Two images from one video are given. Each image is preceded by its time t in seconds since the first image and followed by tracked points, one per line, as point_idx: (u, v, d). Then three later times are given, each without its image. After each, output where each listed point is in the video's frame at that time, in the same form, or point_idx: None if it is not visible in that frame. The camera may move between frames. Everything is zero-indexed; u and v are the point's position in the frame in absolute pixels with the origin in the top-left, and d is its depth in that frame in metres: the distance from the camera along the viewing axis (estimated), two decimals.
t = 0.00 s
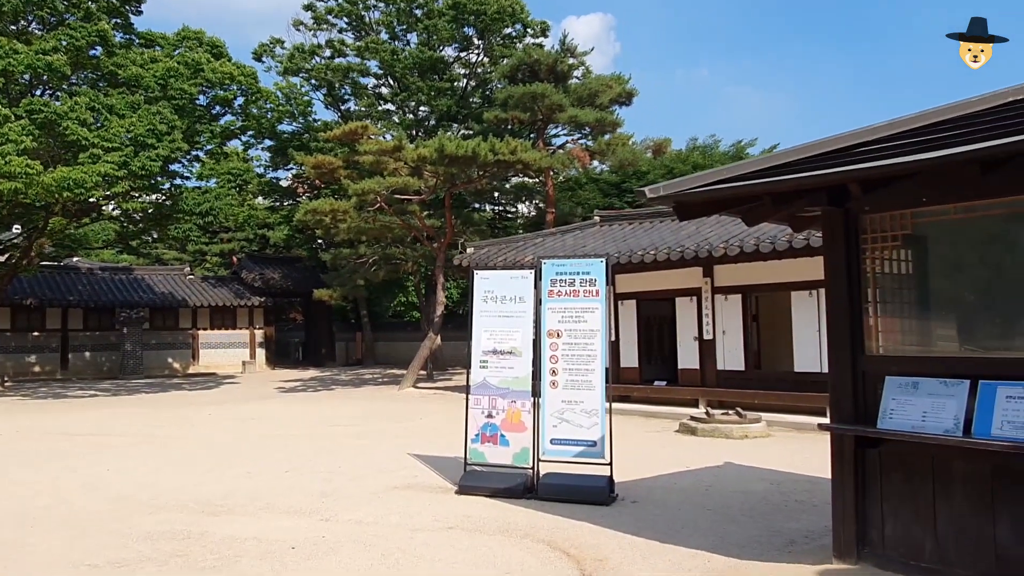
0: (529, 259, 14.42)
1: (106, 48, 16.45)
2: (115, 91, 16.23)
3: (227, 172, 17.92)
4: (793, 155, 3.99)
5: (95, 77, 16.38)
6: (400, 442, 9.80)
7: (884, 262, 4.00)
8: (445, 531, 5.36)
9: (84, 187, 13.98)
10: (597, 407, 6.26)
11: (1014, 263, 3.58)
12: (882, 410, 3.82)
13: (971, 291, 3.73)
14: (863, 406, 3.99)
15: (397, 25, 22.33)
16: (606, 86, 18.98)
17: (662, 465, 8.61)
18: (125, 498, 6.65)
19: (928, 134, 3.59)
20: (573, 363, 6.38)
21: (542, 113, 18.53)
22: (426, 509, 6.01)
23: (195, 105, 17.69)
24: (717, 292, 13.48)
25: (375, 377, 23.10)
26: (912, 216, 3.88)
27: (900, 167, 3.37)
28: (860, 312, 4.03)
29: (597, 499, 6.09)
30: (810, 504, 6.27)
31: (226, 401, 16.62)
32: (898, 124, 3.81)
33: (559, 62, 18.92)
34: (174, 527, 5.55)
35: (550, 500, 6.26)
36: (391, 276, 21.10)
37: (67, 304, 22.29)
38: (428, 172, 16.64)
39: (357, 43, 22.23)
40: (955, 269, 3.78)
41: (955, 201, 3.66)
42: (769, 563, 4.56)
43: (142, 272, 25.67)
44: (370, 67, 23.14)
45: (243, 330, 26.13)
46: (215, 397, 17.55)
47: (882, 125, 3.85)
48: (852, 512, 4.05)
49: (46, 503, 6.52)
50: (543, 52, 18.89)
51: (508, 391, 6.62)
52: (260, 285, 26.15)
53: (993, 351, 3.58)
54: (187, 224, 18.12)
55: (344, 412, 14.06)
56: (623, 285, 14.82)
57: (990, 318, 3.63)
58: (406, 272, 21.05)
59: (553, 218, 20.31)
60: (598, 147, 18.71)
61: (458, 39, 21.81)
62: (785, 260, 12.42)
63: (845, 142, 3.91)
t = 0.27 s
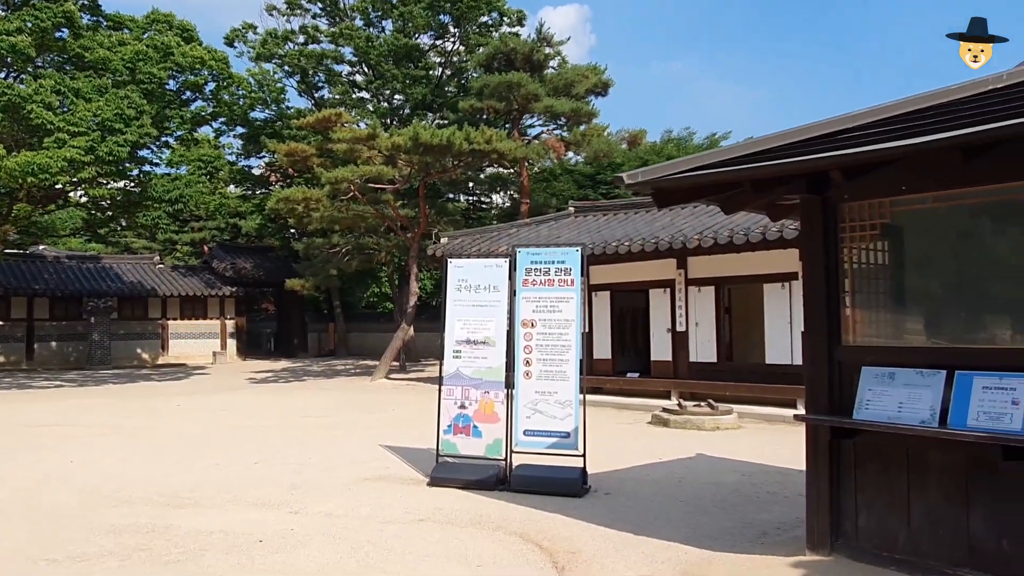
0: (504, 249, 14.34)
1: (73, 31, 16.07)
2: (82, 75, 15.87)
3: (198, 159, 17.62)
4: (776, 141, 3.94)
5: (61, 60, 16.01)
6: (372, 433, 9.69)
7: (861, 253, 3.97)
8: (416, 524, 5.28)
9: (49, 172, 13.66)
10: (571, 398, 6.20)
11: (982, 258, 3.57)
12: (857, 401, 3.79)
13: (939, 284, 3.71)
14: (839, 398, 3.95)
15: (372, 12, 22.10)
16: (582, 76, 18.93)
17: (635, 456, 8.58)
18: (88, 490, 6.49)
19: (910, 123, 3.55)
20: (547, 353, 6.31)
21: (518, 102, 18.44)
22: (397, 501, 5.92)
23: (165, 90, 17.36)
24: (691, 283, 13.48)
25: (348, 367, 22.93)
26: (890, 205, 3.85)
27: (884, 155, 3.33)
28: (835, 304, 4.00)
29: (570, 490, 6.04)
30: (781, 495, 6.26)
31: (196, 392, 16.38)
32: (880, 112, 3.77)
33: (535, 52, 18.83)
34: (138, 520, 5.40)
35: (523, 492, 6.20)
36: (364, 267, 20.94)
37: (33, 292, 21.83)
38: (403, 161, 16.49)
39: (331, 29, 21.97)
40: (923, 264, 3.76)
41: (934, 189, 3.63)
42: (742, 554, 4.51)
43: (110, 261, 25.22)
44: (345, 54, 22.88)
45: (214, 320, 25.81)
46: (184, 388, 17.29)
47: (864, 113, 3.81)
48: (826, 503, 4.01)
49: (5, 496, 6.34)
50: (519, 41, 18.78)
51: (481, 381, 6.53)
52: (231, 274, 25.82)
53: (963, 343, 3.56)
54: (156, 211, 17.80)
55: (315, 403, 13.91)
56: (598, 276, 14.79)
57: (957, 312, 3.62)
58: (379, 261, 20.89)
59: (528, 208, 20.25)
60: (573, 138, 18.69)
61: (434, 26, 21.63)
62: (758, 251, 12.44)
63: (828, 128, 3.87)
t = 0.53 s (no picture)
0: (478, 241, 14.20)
1: (37, 13, 15.62)
2: (47, 58, 15.44)
3: (166, 147, 17.27)
4: (763, 128, 3.86)
5: (25, 43, 15.57)
6: (343, 426, 9.53)
7: (844, 246, 3.91)
8: (389, 519, 5.15)
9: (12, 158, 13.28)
10: (547, 391, 6.10)
11: (951, 254, 3.58)
12: (841, 394, 3.73)
13: (909, 279, 3.70)
14: (821, 391, 3.90)
15: None
16: (559, 67, 18.84)
17: (609, 449, 8.52)
18: (48, 486, 6.27)
19: (901, 110, 3.48)
20: (523, 345, 6.20)
21: (493, 93, 18.31)
22: (369, 496, 5.78)
23: (132, 75, 16.98)
24: (665, 276, 13.44)
25: (319, 360, 22.69)
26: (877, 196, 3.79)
27: (877, 142, 3.26)
28: (819, 295, 3.94)
29: (545, 484, 5.94)
30: (755, 487, 6.22)
31: (163, 384, 16.07)
32: (869, 100, 3.71)
33: (511, 42, 18.70)
34: (100, 517, 5.21)
35: (497, 486, 6.09)
36: (336, 258, 20.72)
37: None
38: (376, 151, 16.29)
39: (304, 16, 21.65)
40: (898, 262, 3.74)
41: (921, 179, 3.57)
42: (720, 549, 4.43)
43: (76, 250, 24.70)
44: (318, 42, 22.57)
45: (183, 312, 25.40)
46: (151, 380, 16.99)
47: (853, 101, 3.75)
48: (806, 497, 3.94)
49: None
50: (495, 31, 18.63)
51: (456, 374, 6.40)
52: (201, 265, 25.42)
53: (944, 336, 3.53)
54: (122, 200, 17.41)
55: (285, 395, 13.70)
56: (573, 269, 14.71)
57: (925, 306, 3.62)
58: (351, 253, 20.66)
59: (502, 200, 20.15)
60: (548, 129, 18.62)
61: (409, 15, 21.40)
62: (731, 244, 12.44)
63: (816, 116, 3.80)
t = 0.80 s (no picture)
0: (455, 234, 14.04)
1: None
2: (11, 44, 15.02)
3: (135, 136, 16.90)
4: (756, 118, 3.76)
5: None
6: (317, 422, 9.36)
7: (833, 241, 3.83)
8: (363, 519, 5.00)
9: None
10: (525, 387, 5.99)
11: (918, 248, 3.59)
12: (829, 392, 3.65)
13: (896, 276, 3.66)
14: (808, 387, 3.82)
15: None
16: (537, 60, 18.71)
17: (586, 444, 8.43)
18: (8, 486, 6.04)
19: (897, 101, 3.40)
20: (502, 340, 6.08)
21: (470, 85, 18.14)
22: (342, 495, 5.63)
23: (101, 63, 16.59)
24: (642, 271, 13.38)
25: (292, 354, 22.43)
26: (868, 188, 3.71)
27: (875, 132, 3.17)
28: (808, 290, 3.85)
29: (523, 482, 5.83)
30: (733, 483, 6.13)
31: (132, 379, 15.76)
32: (863, 90, 3.63)
33: (489, 33, 18.54)
34: (62, 520, 5.02)
35: (474, 484, 5.96)
36: (310, 251, 20.46)
37: None
38: (352, 142, 16.07)
39: (278, 5, 21.32)
40: (874, 256, 3.73)
41: (915, 171, 3.49)
42: (702, 549, 4.34)
43: (42, 242, 24.17)
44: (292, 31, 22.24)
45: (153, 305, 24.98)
46: (120, 374, 16.66)
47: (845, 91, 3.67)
48: (792, 496, 3.83)
49: None
50: (473, 23, 18.45)
51: (433, 370, 6.26)
52: (172, 258, 25.00)
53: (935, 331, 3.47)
54: (90, 190, 17.03)
55: (257, 390, 13.47)
56: (550, 263, 14.61)
57: (896, 296, 3.64)
58: (325, 246, 20.42)
59: (478, 194, 20.01)
60: (525, 123, 18.53)
61: (385, 5, 21.14)
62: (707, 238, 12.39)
63: (809, 107, 3.71)
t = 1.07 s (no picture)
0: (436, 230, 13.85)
1: None
2: None
3: (109, 128, 16.55)
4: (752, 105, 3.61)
5: None
6: (293, 421, 9.14)
7: (829, 235, 3.69)
8: (339, 523, 4.81)
9: None
10: (508, 385, 5.82)
11: (899, 246, 3.51)
12: (826, 392, 3.50)
13: (891, 275, 3.53)
14: (803, 386, 3.67)
15: None
16: (519, 55, 18.55)
17: (569, 443, 8.27)
18: None
19: (899, 88, 3.25)
20: (484, 337, 5.90)
21: (452, 79, 17.94)
22: (318, 497, 5.43)
23: (73, 53, 16.21)
24: (625, 268, 13.25)
25: (270, 351, 22.13)
26: (866, 179, 3.57)
27: (879, 119, 3.03)
28: (803, 285, 3.71)
29: (505, 484, 5.66)
30: (722, 484, 6.00)
31: (104, 376, 15.43)
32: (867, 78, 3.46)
33: (471, 27, 18.35)
34: (21, 524, 4.78)
35: (454, 485, 5.78)
36: (288, 247, 20.18)
37: None
38: (331, 137, 15.83)
39: None
40: (861, 254, 3.60)
41: (917, 161, 3.34)
42: (691, 554, 4.19)
43: (14, 236, 23.68)
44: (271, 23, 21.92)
45: (128, 301, 24.56)
46: (93, 372, 16.31)
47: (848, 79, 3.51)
48: (785, 499, 3.68)
49: None
50: (455, 16, 18.25)
51: (412, 367, 6.06)
52: (147, 253, 24.58)
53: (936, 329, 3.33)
54: (62, 183, 16.65)
55: (233, 388, 13.20)
56: (532, 260, 14.44)
57: (881, 293, 3.53)
58: (304, 242, 20.13)
59: (460, 190, 19.81)
60: (508, 118, 18.37)
61: None
62: (692, 235, 12.30)
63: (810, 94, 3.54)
